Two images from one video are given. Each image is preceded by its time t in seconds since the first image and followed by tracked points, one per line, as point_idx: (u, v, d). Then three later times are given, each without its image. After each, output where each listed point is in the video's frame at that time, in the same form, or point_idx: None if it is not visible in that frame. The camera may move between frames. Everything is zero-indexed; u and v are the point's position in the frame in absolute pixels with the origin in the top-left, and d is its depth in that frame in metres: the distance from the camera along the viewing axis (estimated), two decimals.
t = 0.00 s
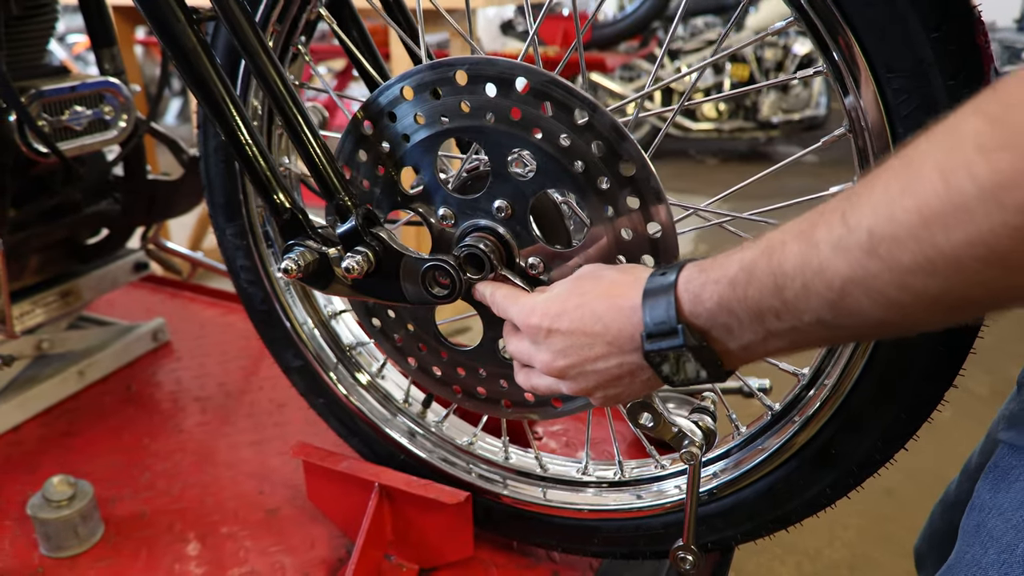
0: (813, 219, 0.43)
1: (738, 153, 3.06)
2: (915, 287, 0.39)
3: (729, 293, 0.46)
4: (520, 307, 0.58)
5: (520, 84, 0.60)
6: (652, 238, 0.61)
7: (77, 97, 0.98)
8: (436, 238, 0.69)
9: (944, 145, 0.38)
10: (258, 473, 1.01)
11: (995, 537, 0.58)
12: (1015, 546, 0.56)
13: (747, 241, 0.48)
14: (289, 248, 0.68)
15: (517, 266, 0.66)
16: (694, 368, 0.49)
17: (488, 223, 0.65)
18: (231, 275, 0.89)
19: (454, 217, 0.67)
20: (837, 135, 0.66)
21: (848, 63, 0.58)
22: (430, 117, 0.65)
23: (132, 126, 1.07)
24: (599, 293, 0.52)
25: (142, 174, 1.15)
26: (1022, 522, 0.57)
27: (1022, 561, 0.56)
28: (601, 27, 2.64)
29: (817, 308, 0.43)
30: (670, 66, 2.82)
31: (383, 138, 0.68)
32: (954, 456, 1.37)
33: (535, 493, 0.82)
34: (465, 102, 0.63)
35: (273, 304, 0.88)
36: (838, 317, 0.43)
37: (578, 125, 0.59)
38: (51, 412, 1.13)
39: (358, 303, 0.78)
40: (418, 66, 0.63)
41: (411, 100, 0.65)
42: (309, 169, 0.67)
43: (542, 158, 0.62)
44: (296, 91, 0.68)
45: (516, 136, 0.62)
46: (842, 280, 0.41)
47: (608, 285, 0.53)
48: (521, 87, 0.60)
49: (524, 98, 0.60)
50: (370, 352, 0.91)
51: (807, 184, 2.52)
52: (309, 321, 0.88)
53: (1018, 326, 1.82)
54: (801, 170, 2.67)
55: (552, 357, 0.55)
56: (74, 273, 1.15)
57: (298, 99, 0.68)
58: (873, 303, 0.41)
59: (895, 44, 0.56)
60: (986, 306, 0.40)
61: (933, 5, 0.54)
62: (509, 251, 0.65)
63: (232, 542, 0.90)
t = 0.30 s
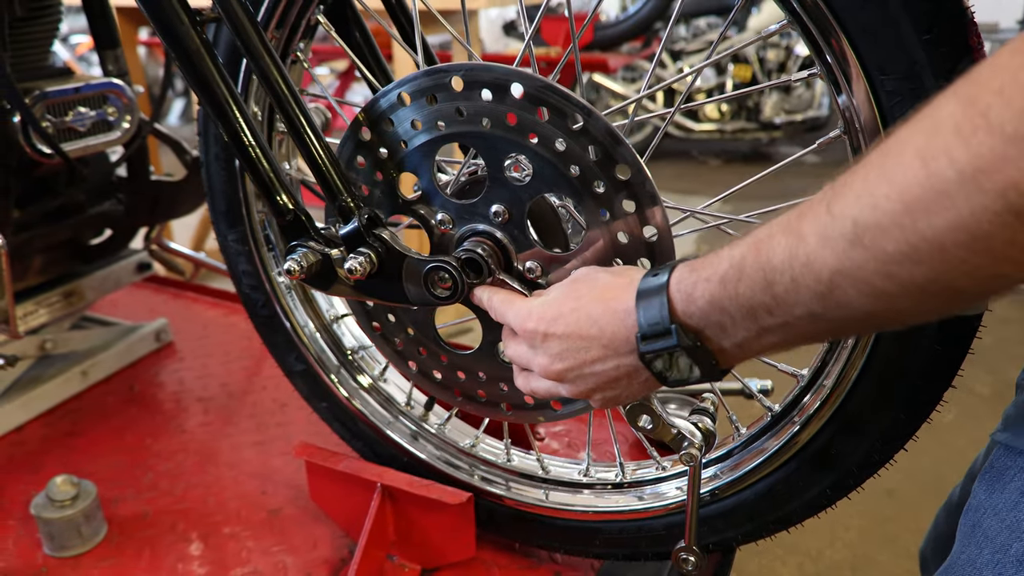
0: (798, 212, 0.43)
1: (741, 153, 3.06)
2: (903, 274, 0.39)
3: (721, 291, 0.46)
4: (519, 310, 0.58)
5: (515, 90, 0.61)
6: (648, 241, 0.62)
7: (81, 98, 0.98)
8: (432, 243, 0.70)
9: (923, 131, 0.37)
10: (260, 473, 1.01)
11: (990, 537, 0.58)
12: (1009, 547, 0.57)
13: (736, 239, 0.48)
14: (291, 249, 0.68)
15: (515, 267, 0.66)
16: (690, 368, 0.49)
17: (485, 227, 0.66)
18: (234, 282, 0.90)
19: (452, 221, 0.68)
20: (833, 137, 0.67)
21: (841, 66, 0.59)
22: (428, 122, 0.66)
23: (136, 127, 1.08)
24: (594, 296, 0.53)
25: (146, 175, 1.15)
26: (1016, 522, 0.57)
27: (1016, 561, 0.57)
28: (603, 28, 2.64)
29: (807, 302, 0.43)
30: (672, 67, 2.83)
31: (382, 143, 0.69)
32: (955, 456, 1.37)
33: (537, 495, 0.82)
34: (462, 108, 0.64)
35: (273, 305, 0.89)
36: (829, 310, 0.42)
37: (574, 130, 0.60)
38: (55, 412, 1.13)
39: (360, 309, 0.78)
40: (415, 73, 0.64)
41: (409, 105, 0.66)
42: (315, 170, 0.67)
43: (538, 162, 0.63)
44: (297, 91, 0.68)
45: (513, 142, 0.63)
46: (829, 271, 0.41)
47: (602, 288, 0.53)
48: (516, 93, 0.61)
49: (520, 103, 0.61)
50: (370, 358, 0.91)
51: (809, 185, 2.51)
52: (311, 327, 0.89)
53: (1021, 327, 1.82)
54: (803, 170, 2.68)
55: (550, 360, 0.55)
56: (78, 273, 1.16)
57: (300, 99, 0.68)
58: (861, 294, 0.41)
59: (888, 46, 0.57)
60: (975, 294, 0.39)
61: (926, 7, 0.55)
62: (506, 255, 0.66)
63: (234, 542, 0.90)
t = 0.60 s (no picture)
0: (796, 213, 0.43)
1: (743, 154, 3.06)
2: (902, 275, 0.39)
3: (720, 291, 0.47)
4: (520, 310, 0.58)
5: (513, 93, 0.61)
6: (648, 242, 0.62)
7: (86, 98, 0.98)
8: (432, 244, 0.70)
9: (919, 132, 0.38)
10: (264, 472, 1.01)
11: (993, 538, 0.58)
12: (1011, 548, 0.57)
13: (734, 239, 0.48)
14: (296, 249, 0.68)
15: (513, 269, 0.66)
16: (691, 367, 0.49)
17: (485, 230, 0.66)
18: (237, 289, 0.91)
19: (453, 223, 0.68)
20: (830, 136, 0.67)
21: (837, 65, 0.59)
22: (427, 126, 0.66)
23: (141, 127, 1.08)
24: (594, 297, 0.53)
25: (151, 175, 1.16)
26: (1019, 523, 0.57)
27: (1019, 561, 0.56)
28: (606, 29, 2.64)
29: (807, 302, 0.43)
30: (675, 67, 2.83)
31: (382, 147, 0.69)
32: (957, 457, 1.37)
33: (542, 497, 0.82)
34: (461, 111, 0.64)
35: (273, 306, 0.89)
36: (828, 310, 0.42)
37: (572, 132, 0.60)
38: (59, 411, 1.13)
39: (361, 312, 0.79)
40: (414, 78, 0.65)
41: (409, 109, 0.66)
42: (319, 168, 0.68)
43: (537, 165, 0.63)
44: (303, 91, 0.69)
45: (512, 144, 0.63)
46: (828, 271, 0.41)
47: (603, 289, 0.53)
48: (514, 96, 0.61)
49: (518, 106, 0.62)
50: (372, 362, 0.91)
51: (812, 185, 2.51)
52: (314, 331, 0.90)
53: None
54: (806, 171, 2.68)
55: (552, 361, 0.55)
56: (82, 273, 1.16)
57: (305, 99, 0.68)
58: (860, 294, 0.41)
59: (882, 45, 0.57)
60: (973, 295, 0.39)
61: (919, 6, 0.55)
62: (508, 258, 0.66)
63: (238, 541, 0.90)
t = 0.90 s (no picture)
0: (792, 215, 0.43)
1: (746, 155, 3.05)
2: (897, 277, 0.39)
3: (716, 293, 0.46)
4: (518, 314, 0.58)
5: (507, 98, 0.61)
6: (643, 244, 0.62)
7: (88, 99, 0.98)
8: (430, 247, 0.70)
9: (913, 135, 0.37)
10: (266, 473, 1.01)
11: (991, 539, 0.58)
12: (1009, 549, 0.57)
13: (729, 242, 0.48)
14: (298, 250, 0.68)
15: (511, 274, 0.67)
16: (688, 369, 0.49)
17: (483, 235, 0.66)
18: (238, 298, 0.92)
19: (450, 227, 0.68)
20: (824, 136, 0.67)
21: (830, 64, 0.59)
22: (423, 131, 0.66)
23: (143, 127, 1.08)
24: (591, 300, 0.53)
25: (153, 176, 1.16)
26: (1017, 524, 0.57)
27: (1017, 562, 0.56)
28: (608, 29, 2.64)
29: (802, 305, 0.43)
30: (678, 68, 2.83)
31: (378, 153, 0.69)
32: (957, 458, 1.37)
33: (543, 502, 0.82)
34: (456, 117, 0.64)
35: (270, 308, 0.89)
36: (823, 312, 0.42)
37: (566, 136, 0.61)
38: (61, 412, 1.14)
39: (359, 316, 0.78)
40: (409, 84, 0.65)
41: (405, 115, 0.66)
42: (321, 170, 0.68)
43: (533, 169, 0.63)
44: (305, 93, 0.69)
45: (508, 149, 0.63)
46: (823, 272, 0.41)
47: (600, 291, 0.53)
48: (508, 100, 0.61)
49: (512, 111, 0.62)
50: (373, 369, 0.92)
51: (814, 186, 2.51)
52: (315, 338, 0.90)
53: None
54: (808, 172, 2.67)
55: (550, 364, 0.55)
56: (84, 274, 1.16)
57: (307, 102, 0.68)
58: (855, 296, 0.41)
59: (874, 45, 0.57)
60: (966, 296, 0.39)
61: (910, 4, 0.55)
62: (505, 262, 0.66)
63: (240, 542, 0.90)
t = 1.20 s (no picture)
0: (784, 214, 0.43)
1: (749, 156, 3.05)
2: (889, 273, 0.39)
3: (710, 292, 0.46)
4: (516, 316, 0.58)
5: (504, 99, 0.61)
6: (640, 243, 0.62)
7: (91, 98, 0.98)
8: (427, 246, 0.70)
9: (900, 134, 0.37)
10: (268, 472, 1.01)
11: (988, 536, 0.58)
12: (1006, 546, 0.57)
13: (722, 242, 0.48)
14: (301, 248, 0.68)
15: (510, 273, 0.67)
16: (684, 368, 0.49)
17: (482, 235, 0.66)
18: (240, 302, 0.92)
19: (449, 227, 0.68)
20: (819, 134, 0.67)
21: (823, 63, 0.59)
22: (421, 132, 0.66)
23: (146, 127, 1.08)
24: (585, 302, 0.53)
25: (155, 176, 1.16)
26: (1014, 521, 0.57)
27: (1014, 559, 0.56)
28: (611, 30, 2.64)
29: (795, 303, 0.42)
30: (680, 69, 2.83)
31: (376, 156, 0.70)
32: (960, 458, 1.37)
33: (544, 502, 0.82)
34: (453, 118, 0.64)
35: (270, 307, 0.90)
36: (816, 309, 0.42)
37: (562, 136, 0.61)
38: (63, 412, 1.14)
39: (359, 318, 0.78)
40: (406, 87, 0.66)
41: (403, 116, 0.67)
42: (325, 170, 0.67)
43: (530, 169, 0.63)
44: (308, 93, 0.69)
45: (505, 150, 0.63)
46: (815, 271, 0.41)
47: (594, 293, 0.53)
48: (505, 101, 0.62)
49: (508, 111, 0.62)
50: (375, 372, 0.92)
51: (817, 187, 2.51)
52: (318, 342, 0.90)
53: None
54: (811, 172, 2.67)
55: (547, 366, 0.55)
56: (86, 273, 1.16)
57: (310, 101, 0.68)
58: (846, 293, 0.40)
59: (867, 42, 0.57)
60: (959, 292, 0.39)
61: (903, 2, 0.55)
62: (504, 263, 0.66)
63: (242, 541, 0.90)
